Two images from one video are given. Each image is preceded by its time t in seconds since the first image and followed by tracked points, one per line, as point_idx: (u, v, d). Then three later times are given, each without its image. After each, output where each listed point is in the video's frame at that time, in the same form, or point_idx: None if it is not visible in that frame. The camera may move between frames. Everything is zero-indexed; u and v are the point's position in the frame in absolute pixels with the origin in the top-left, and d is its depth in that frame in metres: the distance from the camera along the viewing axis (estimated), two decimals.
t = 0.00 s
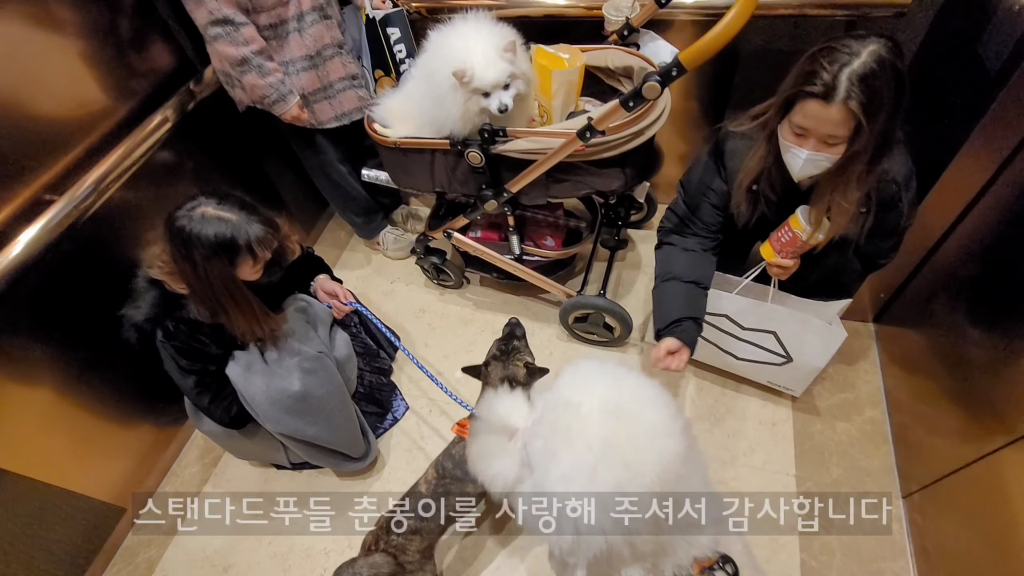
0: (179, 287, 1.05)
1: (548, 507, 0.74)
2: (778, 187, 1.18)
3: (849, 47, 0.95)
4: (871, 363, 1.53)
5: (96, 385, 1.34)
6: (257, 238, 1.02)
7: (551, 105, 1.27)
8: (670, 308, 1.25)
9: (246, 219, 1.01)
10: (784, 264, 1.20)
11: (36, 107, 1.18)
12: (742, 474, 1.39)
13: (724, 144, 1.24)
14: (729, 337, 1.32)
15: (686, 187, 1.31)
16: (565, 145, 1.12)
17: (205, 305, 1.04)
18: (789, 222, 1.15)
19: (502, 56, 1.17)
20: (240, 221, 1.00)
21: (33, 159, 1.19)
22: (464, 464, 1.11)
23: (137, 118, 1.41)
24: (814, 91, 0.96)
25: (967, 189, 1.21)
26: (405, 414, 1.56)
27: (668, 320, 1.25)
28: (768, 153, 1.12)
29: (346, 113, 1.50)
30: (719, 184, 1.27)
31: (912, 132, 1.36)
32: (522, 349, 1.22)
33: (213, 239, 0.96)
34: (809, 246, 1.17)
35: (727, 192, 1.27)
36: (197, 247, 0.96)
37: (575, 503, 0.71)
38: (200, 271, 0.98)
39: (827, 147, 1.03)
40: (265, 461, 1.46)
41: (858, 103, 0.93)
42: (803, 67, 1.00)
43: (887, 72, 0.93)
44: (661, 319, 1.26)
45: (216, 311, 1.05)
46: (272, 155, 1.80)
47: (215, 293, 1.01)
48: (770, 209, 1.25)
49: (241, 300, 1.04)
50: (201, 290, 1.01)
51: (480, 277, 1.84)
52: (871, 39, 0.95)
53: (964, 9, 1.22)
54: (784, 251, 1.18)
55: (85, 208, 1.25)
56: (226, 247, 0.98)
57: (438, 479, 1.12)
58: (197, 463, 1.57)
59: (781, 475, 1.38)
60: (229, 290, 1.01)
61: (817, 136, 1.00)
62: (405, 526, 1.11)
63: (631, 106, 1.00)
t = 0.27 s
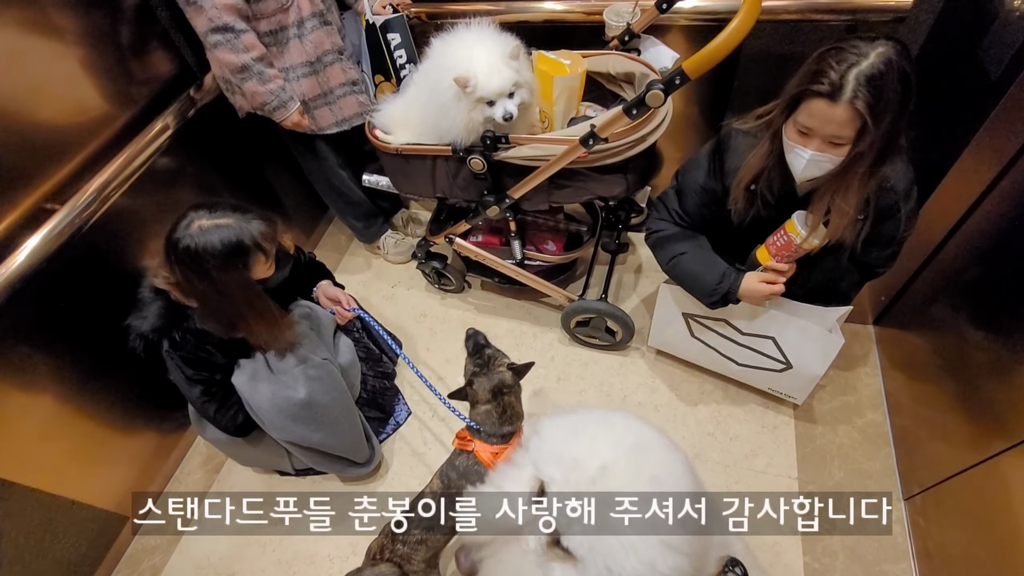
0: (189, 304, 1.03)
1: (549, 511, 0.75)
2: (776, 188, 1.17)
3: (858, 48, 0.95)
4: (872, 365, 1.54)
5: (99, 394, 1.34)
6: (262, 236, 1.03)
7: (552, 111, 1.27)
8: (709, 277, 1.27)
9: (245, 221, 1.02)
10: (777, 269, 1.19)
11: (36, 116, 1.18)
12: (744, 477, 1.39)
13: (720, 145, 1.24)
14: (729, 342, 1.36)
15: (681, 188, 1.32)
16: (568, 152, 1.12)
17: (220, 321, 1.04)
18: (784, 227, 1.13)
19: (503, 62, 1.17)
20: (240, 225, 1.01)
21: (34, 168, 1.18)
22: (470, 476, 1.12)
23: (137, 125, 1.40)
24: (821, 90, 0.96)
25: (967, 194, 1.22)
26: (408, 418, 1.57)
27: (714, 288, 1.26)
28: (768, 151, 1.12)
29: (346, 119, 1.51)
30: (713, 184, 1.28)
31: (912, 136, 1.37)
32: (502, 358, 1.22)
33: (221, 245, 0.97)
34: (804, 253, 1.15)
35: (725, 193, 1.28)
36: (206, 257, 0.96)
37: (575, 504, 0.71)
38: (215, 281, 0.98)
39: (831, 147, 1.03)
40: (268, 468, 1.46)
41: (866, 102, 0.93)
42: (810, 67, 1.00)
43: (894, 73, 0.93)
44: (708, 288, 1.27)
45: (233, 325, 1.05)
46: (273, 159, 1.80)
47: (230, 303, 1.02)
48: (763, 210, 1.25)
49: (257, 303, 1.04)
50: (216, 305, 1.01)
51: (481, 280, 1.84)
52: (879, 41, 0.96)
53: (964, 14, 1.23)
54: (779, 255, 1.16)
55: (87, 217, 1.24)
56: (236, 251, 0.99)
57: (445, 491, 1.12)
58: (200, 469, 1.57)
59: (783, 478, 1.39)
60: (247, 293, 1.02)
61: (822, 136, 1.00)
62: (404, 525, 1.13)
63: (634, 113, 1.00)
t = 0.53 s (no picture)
0: (204, 307, 1.05)
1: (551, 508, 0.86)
2: (778, 192, 1.19)
3: (868, 47, 0.96)
4: (872, 365, 1.55)
5: (100, 395, 1.34)
6: (266, 230, 1.04)
7: (554, 113, 1.26)
8: (711, 265, 1.29)
9: (247, 218, 1.03)
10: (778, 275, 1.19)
11: (38, 118, 1.17)
12: (746, 478, 1.40)
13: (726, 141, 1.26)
14: (728, 343, 1.36)
15: (687, 181, 1.34)
16: (571, 154, 1.12)
17: (239, 322, 1.06)
18: (781, 234, 1.13)
19: (504, 62, 1.17)
20: (242, 222, 1.02)
21: (35, 170, 1.18)
22: (476, 480, 1.14)
23: (139, 127, 1.40)
24: (834, 89, 0.96)
25: (967, 196, 1.23)
26: (409, 419, 1.57)
27: (713, 275, 1.29)
28: (776, 150, 1.13)
29: (347, 120, 1.51)
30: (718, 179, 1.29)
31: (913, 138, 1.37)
32: (492, 363, 1.18)
33: (229, 244, 0.98)
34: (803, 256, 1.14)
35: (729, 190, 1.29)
36: (217, 257, 0.98)
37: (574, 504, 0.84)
38: (229, 280, 1.00)
39: (842, 147, 1.02)
40: (272, 469, 1.47)
41: (879, 100, 0.94)
42: (820, 68, 1.01)
43: (905, 72, 0.95)
44: (707, 275, 1.29)
45: (251, 323, 1.07)
46: (275, 161, 1.80)
47: (247, 302, 1.04)
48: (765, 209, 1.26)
49: (273, 296, 1.07)
50: (234, 306, 1.03)
51: (482, 282, 1.84)
52: (887, 42, 0.97)
53: (964, 17, 1.24)
54: (779, 261, 1.16)
55: (90, 218, 1.24)
56: (244, 248, 1.00)
57: (447, 493, 1.15)
58: (202, 471, 1.56)
59: (784, 478, 1.39)
60: (262, 289, 1.04)
61: (833, 135, 1.00)
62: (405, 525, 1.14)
63: (638, 116, 1.00)
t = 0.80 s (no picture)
0: (206, 303, 1.05)
1: (547, 507, 0.75)
2: (781, 187, 1.21)
3: (874, 44, 0.97)
4: (869, 365, 1.56)
5: (98, 392, 1.33)
6: (265, 222, 1.05)
7: (554, 112, 1.26)
8: (714, 251, 1.35)
9: (245, 210, 1.03)
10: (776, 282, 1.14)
11: (37, 115, 1.17)
12: (743, 477, 1.41)
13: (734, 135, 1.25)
14: (731, 343, 1.36)
15: (698, 176, 1.35)
16: (570, 153, 1.12)
17: (240, 318, 1.07)
18: (775, 242, 1.08)
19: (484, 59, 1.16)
20: (240, 215, 1.03)
21: (33, 167, 1.18)
22: (473, 479, 1.14)
23: (137, 124, 1.40)
24: (840, 84, 0.97)
25: (964, 195, 1.23)
26: (407, 417, 1.58)
27: (712, 261, 1.35)
28: (778, 147, 1.14)
29: (347, 118, 1.51)
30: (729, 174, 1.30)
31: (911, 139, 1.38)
32: (484, 363, 1.18)
33: (230, 237, 0.99)
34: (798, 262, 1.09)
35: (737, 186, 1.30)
36: (218, 251, 0.98)
37: (575, 504, 0.74)
38: (230, 275, 1.00)
39: (846, 142, 1.04)
40: (271, 467, 1.47)
41: (884, 95, 0.95)
42: (823, 64, 1.03)
43: (909, 68, 0.96)
44: (707, 261, 1.36)
45: (253, 321, 1.08)
46: (274, 159, 1.80)
47: (248, 298, 1.04)
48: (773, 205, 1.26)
49: (274, 291, 1.07)
50: (235, 302, 1.04)
51: (481, 280, 1.85)
52: (892, 38, 0.99)
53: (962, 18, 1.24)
54: (779, 268, 1.11)
55: (88, 215, 1.24)
56: (245, 241, 1.01)
57: (447, 493, 1.16)
58: (200, 469, 1.56)
59: (783, 479, 1.40)
60: (263, 284, 1.05)
61: (838, 130, 1.01)
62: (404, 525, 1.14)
63: (637, 116, 1.00)
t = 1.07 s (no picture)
0: (206, 288, 1.05)
1: (547, 507, 0.67)
2: (783, 200, 1.20)
3: (878, 60, 0.98)
4: (865, 374, 1.55)
5: (90, 380, 1.33)
6: (256, 201, 1.05)
7: (556, 111, 1.25)
8: (723, 263, 1.34)
9: (236, 190, 1.03)
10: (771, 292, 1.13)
11: (36, 99, 1.17)
12: (736, 483, 1.40)
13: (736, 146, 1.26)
14: (727, 361, 1.32)
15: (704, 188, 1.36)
16: (572, 153, 1.11)
17: (242, 302, 1.06)
18: (768, 252, 1.07)
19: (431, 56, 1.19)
20: (231, 195, 1.02)
21: (30, 151, 1.17)
22: (464, 479, 1.15)
23: (137, 112, 1.39)
24: (843, 100, 0.97)
25: (965, 205, 1.23)
26: (401, 414, 1.57)
27: (723, 275, 1.34)
28: (780, 160, 1.15)
29: (348, 112, 1.51)
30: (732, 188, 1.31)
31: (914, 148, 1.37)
32: (474, 353, 1.19)
33: (225, 216, 0.99)
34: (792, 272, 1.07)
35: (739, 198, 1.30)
36: (214, 232, 0.98)
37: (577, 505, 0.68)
38: (227, 256, 0.99)
39: (847, 159, 1.04)
40: (263, 460, 1.47)
41: (888, 112, 0.95)
42: (827, 78, 1.03)
43: (913, 85, 0.97)
44: (718, 274, 1.35)
45: (255, 303, 1.07)
46: (275, 151, 1.79)
47: (248, 280, 1.04)
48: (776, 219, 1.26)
49: (273, 271, 1.07)
50: (234, 284, 1.03)
51: (479, 279, 1.84)
52: (896, 54, 0.99)
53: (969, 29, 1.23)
54: (774, 276, 1.10)
55: (84, 202, 1.23)
56: (239, 220, 1.00)
57: (438, 494, 1.16)
58: (191, 460, 1.56)
59: (777, 485, 1.39)
60: (261, 264, 1.04)
61: (841, 146, 1.01)
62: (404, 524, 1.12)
63: (639, 116, 1.00)
